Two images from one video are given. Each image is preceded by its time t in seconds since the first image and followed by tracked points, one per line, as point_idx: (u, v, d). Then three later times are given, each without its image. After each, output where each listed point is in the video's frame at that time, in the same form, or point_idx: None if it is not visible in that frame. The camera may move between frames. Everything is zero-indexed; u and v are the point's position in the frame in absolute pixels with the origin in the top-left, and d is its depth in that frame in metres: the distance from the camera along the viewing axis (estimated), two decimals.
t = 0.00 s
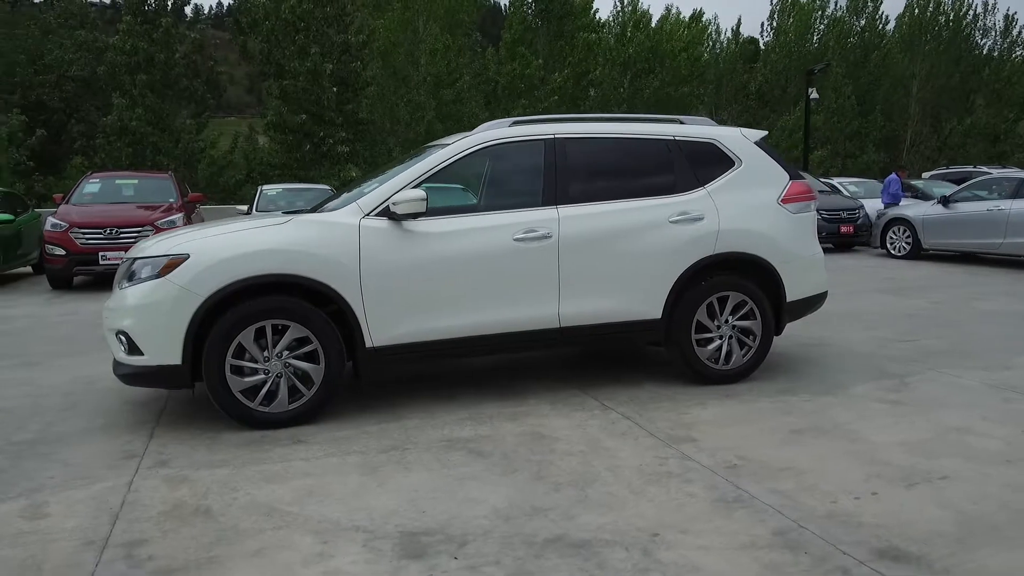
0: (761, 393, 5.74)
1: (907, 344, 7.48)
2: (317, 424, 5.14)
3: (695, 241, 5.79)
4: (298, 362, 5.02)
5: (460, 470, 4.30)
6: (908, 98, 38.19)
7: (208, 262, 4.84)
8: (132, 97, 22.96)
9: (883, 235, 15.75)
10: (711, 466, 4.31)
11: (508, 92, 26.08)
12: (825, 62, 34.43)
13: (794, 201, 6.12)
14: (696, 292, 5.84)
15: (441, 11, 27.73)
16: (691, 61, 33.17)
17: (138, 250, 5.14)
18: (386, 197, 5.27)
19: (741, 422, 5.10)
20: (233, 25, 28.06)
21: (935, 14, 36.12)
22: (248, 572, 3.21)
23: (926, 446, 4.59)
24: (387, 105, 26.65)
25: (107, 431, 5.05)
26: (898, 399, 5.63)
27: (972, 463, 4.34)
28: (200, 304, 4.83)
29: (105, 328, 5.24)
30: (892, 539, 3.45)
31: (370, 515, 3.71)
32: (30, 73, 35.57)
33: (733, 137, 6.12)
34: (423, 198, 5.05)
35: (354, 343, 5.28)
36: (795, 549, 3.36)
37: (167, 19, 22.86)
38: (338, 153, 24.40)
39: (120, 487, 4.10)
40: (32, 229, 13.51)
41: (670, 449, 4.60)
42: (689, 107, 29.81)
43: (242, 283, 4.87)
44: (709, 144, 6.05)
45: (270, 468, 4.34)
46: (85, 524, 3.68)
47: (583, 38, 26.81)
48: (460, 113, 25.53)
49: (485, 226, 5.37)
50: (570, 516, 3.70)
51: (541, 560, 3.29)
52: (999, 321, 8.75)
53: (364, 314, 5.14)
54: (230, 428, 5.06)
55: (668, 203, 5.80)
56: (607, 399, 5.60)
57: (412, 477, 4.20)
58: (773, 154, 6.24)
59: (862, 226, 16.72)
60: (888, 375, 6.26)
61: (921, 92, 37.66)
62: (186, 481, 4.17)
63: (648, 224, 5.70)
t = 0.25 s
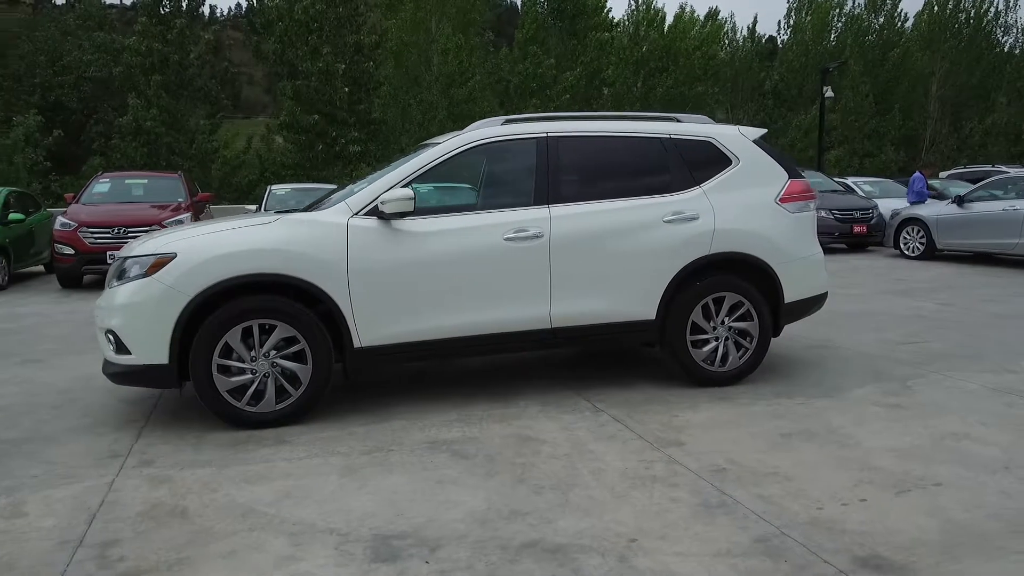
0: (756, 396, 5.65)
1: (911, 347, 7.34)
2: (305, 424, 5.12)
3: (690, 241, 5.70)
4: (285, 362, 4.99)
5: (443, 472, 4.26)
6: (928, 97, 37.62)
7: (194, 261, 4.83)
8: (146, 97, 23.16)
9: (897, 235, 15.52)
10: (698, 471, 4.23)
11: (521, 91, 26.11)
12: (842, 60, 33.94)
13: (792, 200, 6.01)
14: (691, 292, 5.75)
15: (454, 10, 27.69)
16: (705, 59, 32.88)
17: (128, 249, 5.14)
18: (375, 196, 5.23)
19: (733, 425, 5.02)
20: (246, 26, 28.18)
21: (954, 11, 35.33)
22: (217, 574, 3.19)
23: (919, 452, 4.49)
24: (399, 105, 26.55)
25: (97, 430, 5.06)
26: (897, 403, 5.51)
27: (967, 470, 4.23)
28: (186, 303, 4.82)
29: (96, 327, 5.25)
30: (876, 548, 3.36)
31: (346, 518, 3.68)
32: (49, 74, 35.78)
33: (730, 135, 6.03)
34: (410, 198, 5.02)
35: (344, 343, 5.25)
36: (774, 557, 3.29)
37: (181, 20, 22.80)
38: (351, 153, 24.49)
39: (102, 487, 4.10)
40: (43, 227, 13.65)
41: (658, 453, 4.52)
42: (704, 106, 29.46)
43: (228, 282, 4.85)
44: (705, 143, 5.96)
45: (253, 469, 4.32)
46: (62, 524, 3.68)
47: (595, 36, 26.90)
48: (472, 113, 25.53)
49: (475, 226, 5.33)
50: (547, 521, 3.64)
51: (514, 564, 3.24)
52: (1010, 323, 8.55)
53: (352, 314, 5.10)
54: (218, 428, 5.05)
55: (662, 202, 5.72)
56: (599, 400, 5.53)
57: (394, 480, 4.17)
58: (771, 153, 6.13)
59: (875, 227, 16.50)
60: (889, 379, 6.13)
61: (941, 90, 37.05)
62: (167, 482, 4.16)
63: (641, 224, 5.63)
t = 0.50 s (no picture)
0: (754, 401, 5.56)
1: (918, 351, 7.21)
2: (297, 426, 5.11)
3: (686, 243, 5.64)
4: (276, 364, 4.99)
5: (429, 476, 4.24)
6: (949, 95, 36.99)
7: (185, 263, 4.85)
8: (163, 98, 23.38)
9: (913, 236, 15.28)
10: (686, 477, 4.17)
11: (534, 90, 26.11)
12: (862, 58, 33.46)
13: (793, 201, 5.92)
14: (687, 295, 5.68)
15: (468, 10, 27.66)
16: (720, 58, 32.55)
17: (122, 250, 5.17)
18: (366, 197, 5.22)
19: (727, 431, 4.94)
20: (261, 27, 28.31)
21: (977, 8, 34.86)
22: None
23: (915, 460, 4.40)
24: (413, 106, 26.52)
25: (91, 429, 5.09)
26: (897, 409, 5.40)
27: (963, 479, 4.13)
28: (177, 305, 4.84)
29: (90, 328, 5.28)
30: (860, 561, 3.28)
31: (325, 523, 3.66)
32: (70, 75, 36.51)
33: (729, 136, 5.95)
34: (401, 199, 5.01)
35: (335, 345, 5.24)
36: (754, 568, 3.23)
37: (197, 22, 23.03)
38: (365, 154, 24.60)
39: (90, 487, 4.13)
40: (58, 227, 13.83)
41: (647, 458, 4.47)
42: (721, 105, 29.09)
43: (219, 284, 4.86)
44: (702, 143, 5.89)
45: (239, 471, 4.33)
46: (46, 524, 3.70)
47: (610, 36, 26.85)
48: (486, 113, 25.48)
49: (468, 228, 5.29)
50: (528, 527, 3.61)
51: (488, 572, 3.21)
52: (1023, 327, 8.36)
53: (343, 316, 5.09)
54: (211, 429, 5.06)
55: (659, 203, 5.66)
56: (594, 403, 5.48)
57: (379, 484, 4.15)
58: (772, 153, 6.05)
59: (891, 227, 16.26)
60: (893, 384, 6.01)
61: (964, 88, 36.39)
62: (154, 484, 4.18)
63: (636, 226, 5.57)
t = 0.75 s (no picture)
0: (756, 406, 5.50)
1: (930, 355, 7.09)
2: (296, 428, 5.15)
3: (687, 246, 5.59)
4: (275, 366, 5.04)
5: (420, 479, 4.25)
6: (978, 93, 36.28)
7: (186, 266, 4.91)
8: (186, 101, 23.80)
9: (934, 237, 15.00)
10: (678, 483, 4.13)
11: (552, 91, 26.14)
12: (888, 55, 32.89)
13: (797, 203, 5.86)
14: (689, 298, 5.63)
15: (487, 10, 27.72)
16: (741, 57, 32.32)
17: (125, 253, 5.25)
18: (365, 200, 5.25)
19: (725, 436, 4.90)
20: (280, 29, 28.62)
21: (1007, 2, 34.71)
22: None
23: (915, 468, 4.32)
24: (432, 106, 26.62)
25: (95, 429, 5.18)
26: (902, 415, 5.31)
27: (963, 489, 4.04)
28: (177, 307, 4.90)
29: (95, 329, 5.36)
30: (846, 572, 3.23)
31: (313, 525, 3.68)
32: (98, 77, 37.91)
33: (732, 138, 5.90)
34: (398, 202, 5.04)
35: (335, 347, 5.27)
36: None
37: (220, 23, 23.64)
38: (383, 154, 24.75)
39: (87, 487, 4.20)
40: (79, 228, 14.09)
41: (641, 463, 4.44)
42: (743, 104, 28.80)
43: (219, 286, 4.92)
44: (704, 145, 5.85)
45: (234, 472, 4.37)
46: (41, 523, 3.77)
47: (628, 35, 26.72)
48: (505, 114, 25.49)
49: (466, 231, 5.30)
50: (514, 532, 3.60)
51: None
52: None
53: (341, 319, 5.11)
54: (211, 430, 5.12)
55: (659, 206, 5.62)
56: (594, 407, 5.45)
57: (370, 486, 4.17)
58: (776, 155, 5.98)
59: (912, 228, 15.99)
60: (899, 390, 5.91)
61: (993, 85, 35.67)
62: (150, 484, 4.23)
63: (636, 229, 5.53)
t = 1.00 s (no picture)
0: (757, 407, 5.46)
1: (940, 358, 6.98)
2: (295, 425, 5.21)
3: (687, 247, 5.57)
4: (275, 364, 5.10)
5: (413, 477, 4.27)
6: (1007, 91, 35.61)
7: (188, 265, 4.99)
8: (208, 102, 24.17)
9: (955, 238, 14.77)
10: (669, 484, 4.12)
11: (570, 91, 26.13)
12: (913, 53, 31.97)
13: (800, 204, 5.81)
14: (689, 299, 5.61)
15: (505, 10, 27.75)
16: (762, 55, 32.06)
17: (130, 251, 5.34)
18: (364, 201, 5.29)
19: (723, 437, 4.87)
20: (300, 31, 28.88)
21: None
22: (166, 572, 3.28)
23: (913, 471, 4.26)
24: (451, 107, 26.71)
25: (101, 425, 5.27)
26: (905, 418, 5.24)
27: (959, 492, 3.98)
28: (179, 305, 4.98)
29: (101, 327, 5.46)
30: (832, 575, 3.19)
31: (303, 521, 3.72)
32: (123, 79, 38.63)
33: (735, 137, 5.86)
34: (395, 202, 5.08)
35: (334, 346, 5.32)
36: None
37: (241, 25, 23.90)
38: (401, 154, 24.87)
39: (87, 481, 4.28)
40: (99, 228, 14.34)
41: (635, 464, 4.42)
42: (762, 101, 28.62)
43: (220, 285, 4.99)
44: (706, 144, 5.82)
45: (231, 468, 4.42)
46: (40, 516, 3.85)
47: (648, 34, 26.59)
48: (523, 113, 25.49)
49: (465, 231, 5.33)
50: (501, 530, 3.61)
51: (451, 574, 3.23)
52: None
53: (340, 318, 5.16)
54: (212, 427, 5.19)
55: (659, 206, 5.60)
56: (592, 407, 5.45)
57: (363, 483, 4.20)
58: (780, 154, 5.93)
59: (933, 229, 15.75)
60: (905, 392, 5.83)
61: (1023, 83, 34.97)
62: (148, 479, 4.30)
63: (636, 229, 5.53)
